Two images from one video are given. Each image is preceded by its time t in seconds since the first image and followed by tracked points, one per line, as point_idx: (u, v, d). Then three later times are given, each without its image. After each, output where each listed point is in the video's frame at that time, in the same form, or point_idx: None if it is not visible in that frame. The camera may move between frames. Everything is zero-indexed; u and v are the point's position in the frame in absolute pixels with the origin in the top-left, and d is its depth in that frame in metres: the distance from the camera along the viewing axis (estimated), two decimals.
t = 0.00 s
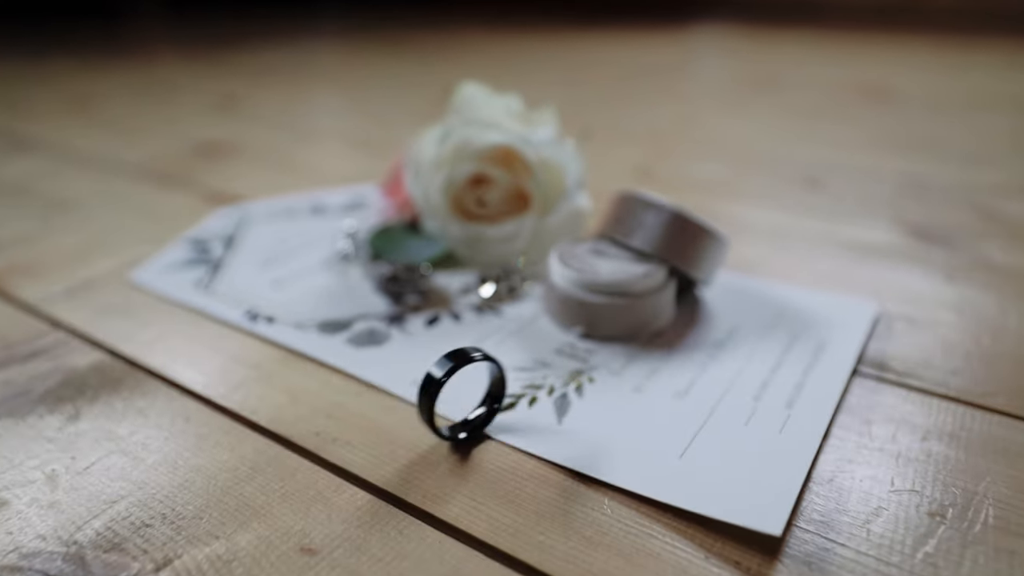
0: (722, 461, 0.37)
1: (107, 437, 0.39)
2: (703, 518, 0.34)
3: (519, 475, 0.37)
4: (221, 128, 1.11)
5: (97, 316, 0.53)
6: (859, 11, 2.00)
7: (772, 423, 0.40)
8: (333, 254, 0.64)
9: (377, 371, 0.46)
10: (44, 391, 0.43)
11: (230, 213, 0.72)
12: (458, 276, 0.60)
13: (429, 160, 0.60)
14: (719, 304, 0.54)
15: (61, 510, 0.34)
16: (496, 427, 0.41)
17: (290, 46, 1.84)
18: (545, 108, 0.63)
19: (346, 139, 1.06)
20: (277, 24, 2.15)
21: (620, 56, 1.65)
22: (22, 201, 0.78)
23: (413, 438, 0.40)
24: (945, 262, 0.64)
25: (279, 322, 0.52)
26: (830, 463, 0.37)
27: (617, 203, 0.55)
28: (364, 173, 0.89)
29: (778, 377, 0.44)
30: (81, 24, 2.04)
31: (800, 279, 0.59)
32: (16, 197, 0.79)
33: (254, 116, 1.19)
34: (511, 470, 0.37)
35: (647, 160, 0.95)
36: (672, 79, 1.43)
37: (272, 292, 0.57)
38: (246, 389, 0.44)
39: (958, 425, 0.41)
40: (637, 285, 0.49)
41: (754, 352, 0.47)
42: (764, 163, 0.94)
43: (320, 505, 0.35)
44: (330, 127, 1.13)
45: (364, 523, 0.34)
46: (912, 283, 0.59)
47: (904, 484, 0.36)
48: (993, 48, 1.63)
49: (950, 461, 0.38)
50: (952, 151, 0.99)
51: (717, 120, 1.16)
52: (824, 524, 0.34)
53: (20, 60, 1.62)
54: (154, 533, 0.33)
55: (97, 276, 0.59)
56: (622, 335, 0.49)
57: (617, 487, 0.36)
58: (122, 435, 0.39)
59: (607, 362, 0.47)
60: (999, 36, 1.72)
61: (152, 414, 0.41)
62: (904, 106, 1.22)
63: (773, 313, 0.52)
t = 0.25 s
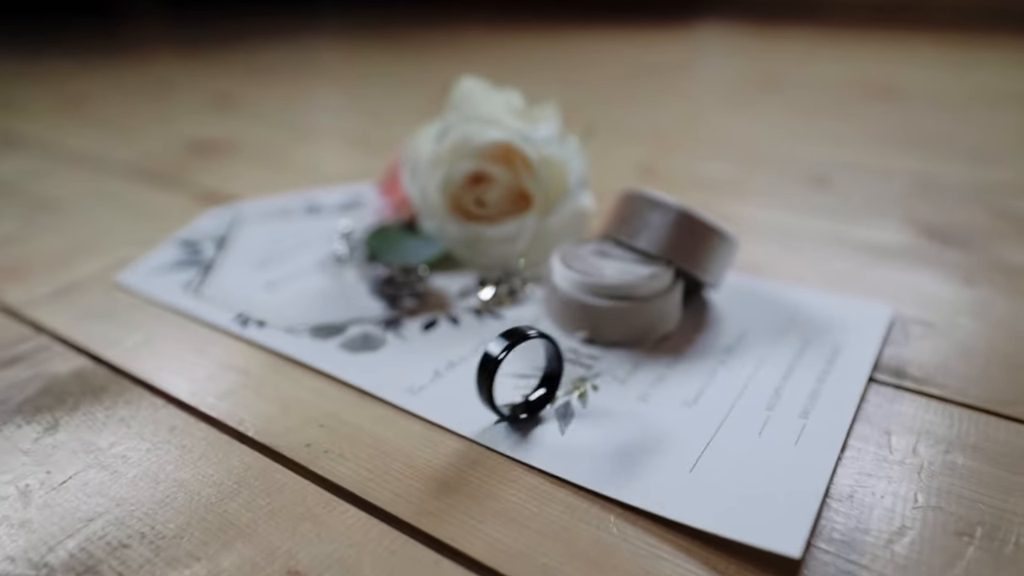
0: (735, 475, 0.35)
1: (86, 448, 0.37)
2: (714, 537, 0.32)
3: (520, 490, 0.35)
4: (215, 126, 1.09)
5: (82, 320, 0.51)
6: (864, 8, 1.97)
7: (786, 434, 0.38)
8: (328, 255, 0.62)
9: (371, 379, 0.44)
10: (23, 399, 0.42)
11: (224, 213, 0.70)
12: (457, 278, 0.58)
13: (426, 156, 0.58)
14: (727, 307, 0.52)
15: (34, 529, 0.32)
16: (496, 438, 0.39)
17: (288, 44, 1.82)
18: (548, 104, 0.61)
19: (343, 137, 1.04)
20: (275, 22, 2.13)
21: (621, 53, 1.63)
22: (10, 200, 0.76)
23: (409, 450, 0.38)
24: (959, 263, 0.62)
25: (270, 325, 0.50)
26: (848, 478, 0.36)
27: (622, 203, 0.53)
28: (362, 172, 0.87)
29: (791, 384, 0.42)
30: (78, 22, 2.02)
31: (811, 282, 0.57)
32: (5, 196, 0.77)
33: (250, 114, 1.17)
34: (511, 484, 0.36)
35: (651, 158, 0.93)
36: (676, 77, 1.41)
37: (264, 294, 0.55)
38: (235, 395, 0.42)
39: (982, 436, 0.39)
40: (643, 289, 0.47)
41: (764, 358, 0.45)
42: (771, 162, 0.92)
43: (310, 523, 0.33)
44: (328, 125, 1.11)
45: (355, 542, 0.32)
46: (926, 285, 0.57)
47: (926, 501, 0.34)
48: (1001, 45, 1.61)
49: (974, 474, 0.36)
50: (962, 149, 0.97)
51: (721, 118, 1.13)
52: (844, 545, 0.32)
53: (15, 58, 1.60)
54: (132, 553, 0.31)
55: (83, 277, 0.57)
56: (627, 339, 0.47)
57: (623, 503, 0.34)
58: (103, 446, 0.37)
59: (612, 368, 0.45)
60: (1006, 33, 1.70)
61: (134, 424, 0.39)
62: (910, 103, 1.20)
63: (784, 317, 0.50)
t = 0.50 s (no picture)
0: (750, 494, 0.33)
1: (62, 462, 0.35)
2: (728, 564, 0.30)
3: (522, 511, 0.33)
4: (210, 123, 1.07)
5: (65, 323, 0.49)
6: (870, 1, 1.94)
7: (804, 448, 0.36)
8: (323, 256, 0.60)
9: (365, 386, 0.42)
10: None
11: (216, 212, 0.68)
12: (456, 280, 0.56)
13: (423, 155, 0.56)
14: (738, 311, 0.50)
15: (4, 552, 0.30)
16: (496, 453, 0.37)
17: (287, 40, 1.80)
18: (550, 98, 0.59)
19: (341, 134, 1.02)
20: (275, 16, 2.10)
21: (624, 47, 1.60)
22: None
23: (405, 465, 0.36)
24: (978, 263, 0.59)
25: (260, 329, 0.48)
26: (870, 497, 0.34)
27: (628, 201, 0.50)
28: (360, 170, 0.85)
29: (807, 394, 0.40)
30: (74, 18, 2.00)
31: (824, 284, 0.55)
32: None
33: (245, 111, 1.15)
34: (512, 503, 0.34)
35: (656, 155, 0.90)
36: (680, 71, 1.38)
37: (255, 296, 0.53)
38: (222, 406, 0.40)
39: (1010, 450, 0.37)
40: (650, 291, 0.44)
41: (779, 365, 0.43)
42: (779, 159, 0.90)
43: (298, 547, 0.31)
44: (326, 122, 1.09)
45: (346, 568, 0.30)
46: (945, 287, 0.55)
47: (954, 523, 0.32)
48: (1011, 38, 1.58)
49: (1004, 493, 0.34)
50: (975, 146, 0.94)
51: (726, 114, 1.11)
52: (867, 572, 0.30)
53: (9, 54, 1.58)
54: None
55: (69, 278, 0.55)
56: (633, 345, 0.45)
57: (632, 524, 0.32)
58: (80, 460, 0.36)
59: (618, 377, 0.43)
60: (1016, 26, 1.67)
61: (114, 436, 0.37)
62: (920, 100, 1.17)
63: (798, 321, 0.48)
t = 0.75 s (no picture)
0: (765, 517, 0.31)
1: (34, 481, 0.34)
2: None
3: (521, 535, 0.31)
4: (204, 120, 1.05)
5: (45, 329, 0.47)
6: None
7: (821, 465, 0.34)
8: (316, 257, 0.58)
9: (355, 396, 0.40)
10: None
11: (208, 211, 0.66)
12: (454, 282, 0.54)
13: (419, 153, 0.54)
14: (748, 317, 0.48)
15: None
16: (495, 469, 0.35)
17: (285, 35, 1.78)
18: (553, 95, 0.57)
19: (339, 131, 1.00)
20: (273, 10, 2.08)
21: (626, 40, 1.57)
22: None
23: (397, 482, 0.34)
24: (996, 265, 0.57)
25: (248, 334, 0.46)
26: (893, 517, 0.32)
27: (633, 202, 0.48)
28: (357, 168, 0.83)
29: (824, 405, 0.38)
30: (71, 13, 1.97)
31: (837, 288, 0.53)
32: None
33: (241, 107, 1.13)
34: (511, 527, 0.32)
35: (660, 153, 0.88)
36: (685, 66, 1.36)
37: (244, 300, 0.51)
38: (204, 416, 0.38)
39: None
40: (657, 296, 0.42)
41: (792, 374, 0.41)
42: (785, 156, 0.88)
43: None
44: (323, 119, 1.07)
45: None
46: (964, 290, 0.52)
47: (983, 549, 0.30)
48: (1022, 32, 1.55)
49: None
50: (987, 143, 0.92)
51: (731, 110, 1.09)
52: None
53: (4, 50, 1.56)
54: None
55: (52, 281, 0.54)
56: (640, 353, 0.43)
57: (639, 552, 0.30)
58: (51, 478, 0.34)
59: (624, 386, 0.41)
60: None
61: (89, 451, 0.36)
62: (930, 96, 1.15)
63: (812, 327, 0.46)
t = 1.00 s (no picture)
0: (778, 543, 0.29)
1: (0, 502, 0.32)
2: None
3: (518, 562, 0.29)
4: (198, 119, 1.03)
5: (23, 336, 0.45)
6: None
7: (836, 485, 0.32)
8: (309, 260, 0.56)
9: (345, 409, 0.38)
10: None
11: (199, 212, 0.64)
12: (451, 287, 0.52)
13: (414, 152, 0.52)
14: (757, 323, 0.46)
15: None
16: (492, 488, 0.33)
17: (282, 32, 1.75)
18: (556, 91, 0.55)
19: (335, 129, 0.98)
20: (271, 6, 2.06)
21: (628, 38, 1.55)
22: None
23: (387, 502, 0.32)
24: (1013, 268, 0.55)
25: (235, 342, 0.44)
26: (913, 542, 0.30)
27: (636, 203, 0.46)
28: (352, 168, 0.81)
29: (838, 418, 0.36)
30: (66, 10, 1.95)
31: (848, 293, 0.51)
32: None
33: (235, 106, 1.11)
34: (508, 552, 0.30)
35: (663, 152, 0.86)
36: (688, 63, 1.34)
37: (232, 306, 0.49)
38: (185, 428, 0.36)
39: None
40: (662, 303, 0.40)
41: (804, 386, 0.39)
42: (792, 156, 0.85)
43: None
44: (319, 117, 1.05)
45: None
46: (980, 295, 0.50)
47: None
48: None
49: None
50: (998, 142, 0.90)
51: (735, 108, 1.07)
52: None
53: None
54: None
55: (32, 285, 0.52)
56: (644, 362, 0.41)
57: None
58: (19, 497, 0.32)
59: (628, 398, 0.39)
60: None
61: (62, 468, 0.34)
62: (938, 94, 1.13)
63: (824, 335, 0.44)
